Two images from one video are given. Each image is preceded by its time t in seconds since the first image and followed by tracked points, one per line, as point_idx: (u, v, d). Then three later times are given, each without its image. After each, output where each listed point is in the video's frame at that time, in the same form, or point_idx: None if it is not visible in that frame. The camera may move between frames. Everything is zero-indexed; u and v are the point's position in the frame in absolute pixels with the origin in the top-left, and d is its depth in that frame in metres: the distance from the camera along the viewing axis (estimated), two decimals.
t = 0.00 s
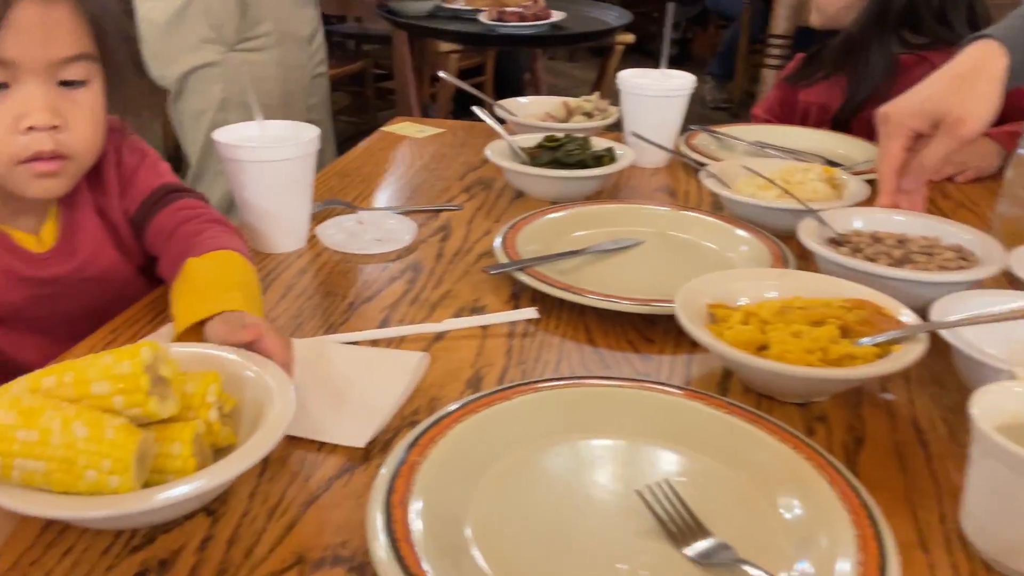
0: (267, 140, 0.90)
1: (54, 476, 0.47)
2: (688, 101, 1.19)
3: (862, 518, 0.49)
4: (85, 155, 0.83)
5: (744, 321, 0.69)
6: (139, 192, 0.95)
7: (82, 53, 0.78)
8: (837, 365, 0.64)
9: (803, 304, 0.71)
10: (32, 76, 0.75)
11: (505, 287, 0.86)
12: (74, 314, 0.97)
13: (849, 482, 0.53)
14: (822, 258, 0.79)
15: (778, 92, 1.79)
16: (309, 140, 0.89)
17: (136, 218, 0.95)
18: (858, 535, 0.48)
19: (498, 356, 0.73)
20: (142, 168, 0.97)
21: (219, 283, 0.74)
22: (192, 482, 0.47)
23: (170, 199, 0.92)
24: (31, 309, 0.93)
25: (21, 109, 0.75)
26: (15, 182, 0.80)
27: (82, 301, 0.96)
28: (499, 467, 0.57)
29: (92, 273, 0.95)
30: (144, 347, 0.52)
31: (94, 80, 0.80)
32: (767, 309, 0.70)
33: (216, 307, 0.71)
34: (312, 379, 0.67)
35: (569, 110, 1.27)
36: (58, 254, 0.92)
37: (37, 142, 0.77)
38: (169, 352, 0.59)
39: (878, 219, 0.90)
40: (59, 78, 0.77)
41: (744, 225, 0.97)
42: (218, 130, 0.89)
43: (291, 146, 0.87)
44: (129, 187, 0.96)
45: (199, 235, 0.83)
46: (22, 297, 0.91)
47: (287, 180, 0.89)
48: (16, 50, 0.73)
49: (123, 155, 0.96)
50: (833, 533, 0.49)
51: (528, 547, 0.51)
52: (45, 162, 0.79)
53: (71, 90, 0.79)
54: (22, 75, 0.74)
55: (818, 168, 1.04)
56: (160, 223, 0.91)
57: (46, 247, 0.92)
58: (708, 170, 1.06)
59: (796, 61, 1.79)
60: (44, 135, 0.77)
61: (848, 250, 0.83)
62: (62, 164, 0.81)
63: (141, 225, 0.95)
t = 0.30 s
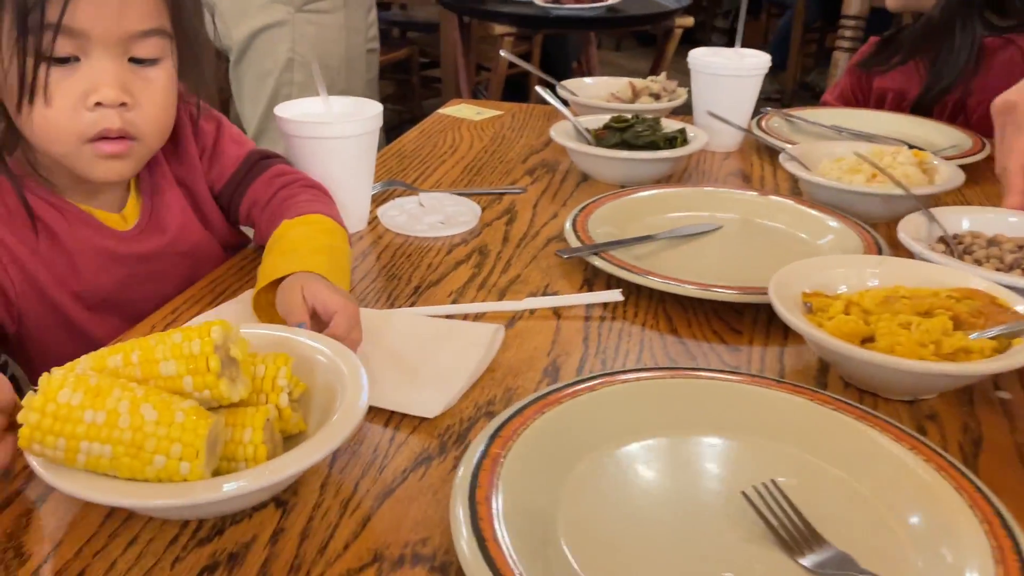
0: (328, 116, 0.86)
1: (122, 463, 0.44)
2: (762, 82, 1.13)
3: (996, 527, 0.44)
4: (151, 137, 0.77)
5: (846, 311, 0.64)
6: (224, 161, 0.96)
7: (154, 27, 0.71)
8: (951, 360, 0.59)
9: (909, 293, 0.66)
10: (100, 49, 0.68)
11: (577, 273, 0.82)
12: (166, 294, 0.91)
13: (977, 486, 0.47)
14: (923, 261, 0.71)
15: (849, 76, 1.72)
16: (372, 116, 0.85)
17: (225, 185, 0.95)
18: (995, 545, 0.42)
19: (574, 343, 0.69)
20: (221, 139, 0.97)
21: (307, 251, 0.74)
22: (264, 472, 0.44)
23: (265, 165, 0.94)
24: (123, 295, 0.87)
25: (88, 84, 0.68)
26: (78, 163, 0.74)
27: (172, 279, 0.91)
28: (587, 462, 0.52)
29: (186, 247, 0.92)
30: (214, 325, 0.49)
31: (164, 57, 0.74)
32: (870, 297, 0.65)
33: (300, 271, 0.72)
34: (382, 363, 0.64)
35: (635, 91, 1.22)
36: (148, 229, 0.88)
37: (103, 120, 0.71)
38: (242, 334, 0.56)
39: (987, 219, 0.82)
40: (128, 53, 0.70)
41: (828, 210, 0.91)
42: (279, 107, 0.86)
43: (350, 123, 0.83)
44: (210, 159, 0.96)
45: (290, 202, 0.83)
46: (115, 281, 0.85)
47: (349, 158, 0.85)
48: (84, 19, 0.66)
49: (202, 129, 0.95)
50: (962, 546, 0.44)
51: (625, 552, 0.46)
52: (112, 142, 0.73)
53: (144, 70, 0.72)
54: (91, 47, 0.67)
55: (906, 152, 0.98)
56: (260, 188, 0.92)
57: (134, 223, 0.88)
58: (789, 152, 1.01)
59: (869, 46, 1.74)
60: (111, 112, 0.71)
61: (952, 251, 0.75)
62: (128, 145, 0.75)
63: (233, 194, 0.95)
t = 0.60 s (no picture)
0: (360, 111, 0.80)
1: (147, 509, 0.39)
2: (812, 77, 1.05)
3: None
4: (150, 185, 0.67)
5: (937, 329, 0.57)
6: (246, 176, 0.87)
7: (157, 65, 0.61)
8: None
9: (1003, 309, 0.58)
10: (93, 91, 0.57)
11: (629, 282, 0.76)
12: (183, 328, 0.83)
13: None
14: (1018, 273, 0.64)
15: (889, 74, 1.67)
16: (408, 111, 0.79)
17: (247, 204, 0.87)
18: None
19: (634, 360, 0.63)
20: (242, 149, 0.87)
21: (330, 268, 0.67)
22: (307, 516, 0.38)
23: (291, 185, 0.85)
24: (129, 338, 0.78)
25: (76, 129, 0.58)
26: (66, 214, 0.65)
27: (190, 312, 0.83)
28: (664, 501, 0.46)
29: (197, 281, 0.83)
30: (249, 348, 0.44)
31: (171, 95, 0.64)
32: (962, 314, 0.58)
33: (323, 292, 0.65)
34: (425, 384, 0.58)
35: (676, 86, 1.16)
36: (157, 263, 0.79)
37: (91, 170, 0.60)
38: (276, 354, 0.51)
39: None
40: (128, 93, 0.60)
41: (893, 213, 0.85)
42: (308, 102, 0.80)
43: (385, 121, 0.77)
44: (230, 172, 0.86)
45: (320, 210, 0.78)
46: (118, 322, 0.76)
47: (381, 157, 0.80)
48: (75, 55, 0.56)
49: (223, 140, 0.85)
50: None
51: None
52: (102, 195, 0.63)
53: (145, 110, 0.62)
54: (82, 89, 0.57)
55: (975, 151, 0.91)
56: (284, 214, 0.84)
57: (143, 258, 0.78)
58: (846, 150, 0.94)
59: (913, 40, 1.69)
60: (102, 161, 0.60)
61: None
62: (120, 197, 0.65)
63: (256, 213, 0.86)
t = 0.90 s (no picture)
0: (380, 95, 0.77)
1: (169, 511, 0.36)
2: (840, 65, 1.02)
3: None
4: (154, 188, 0.61)
5: (995, 324, 0.53)
6: (259, 164, 0.83)
7: (174, 59, 0.55)
8: None
9: None
10: (102, 85, 0.51)
11: (659, 274, 0.73)
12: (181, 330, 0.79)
13: None
14: None
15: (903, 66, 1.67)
16: (431, 96, 0.76)
17: (261, 198, 0.84)
18: None
19: (671, 354, 0.60)
20: (255, 135, 0.83)
21: (352, 257, 0.64)
22: (341, 515, 0.35)
23: (307, 176, 0.82)
24: (124, 342, 0.74)
25: (81, 124, 0.52)
26: (61, 211, 0.58)
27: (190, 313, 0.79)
28: (715, 506, 0.43)
29: (200, 283, 0.79)
30: (277, 339, 0.42)
31: (183, 91, 0.58)
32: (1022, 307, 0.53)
33: (344, 281, 0.62)
34: (456, 379, 0.55)
35: (699, 75, 1.13)
36: (157, 262, 0.75)
37: (93, 171, 0.54)
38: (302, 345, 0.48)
39: None
40: (138, 87, 0.54)
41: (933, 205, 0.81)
42: (326, 85, 0.77)
43: (410, 103, 0.74)
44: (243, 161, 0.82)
45: (336, 196, 0.75)
46: (111, 326, 0.73)
47: (405, 141, 0.77)
48: (88, 44, 0.50)
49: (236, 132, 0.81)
50: None
51: None
52: (103, 193, 0.56)
53: (155, 107, 0.56)
54: (90, 81, 0.51)
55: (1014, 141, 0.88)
56: (302, 203, 0.81)
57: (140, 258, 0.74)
58: (880, 139, 0.91)
59: (929, 30, 1.65)
60: (106, 162, 0.54)
61: None
62: (122, 198, 0.58)
63: (271, 203, 0.83)
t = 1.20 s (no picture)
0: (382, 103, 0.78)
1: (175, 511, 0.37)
2: (835, 74, 1.04)
3: None
4: (179, 205, 0.61)
5: (983, 333, 0.54)
6: (272, 176, 0.83)
7: (206, 80, 0.56)
8: None
9: None
10: (138, 108, 0.52)
11: (655, 281, 0.74)
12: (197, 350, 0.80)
13: None
14: None
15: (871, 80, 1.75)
16: (432, 105, 0.77)
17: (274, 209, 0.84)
18: None
19: (666, 360, 0.62)
20: (267, 150, 0.83)
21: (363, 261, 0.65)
22: (341, 515, 0.36)
23: (319, 185, 0.83)
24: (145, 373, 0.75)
25: (116, 147, 0.52)
26: (87, 238, 0.58)
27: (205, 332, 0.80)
28: (707, 509, 0.44)
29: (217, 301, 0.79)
30: (282, 344, 0.43)
31: (207, 114, 0.58)
32: (1010, 317, 0.54)
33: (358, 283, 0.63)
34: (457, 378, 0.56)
35: (696, 84, 1.15)
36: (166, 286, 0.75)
37: (127, 192, 0.54)
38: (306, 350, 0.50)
39: None
40: (169, 109, 0.54)
41: (925, 215, 0.83)
42: (329, 93, 0.78)
43: (411, 112, 0.75)
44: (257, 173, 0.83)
45: (347, 201, 0.76)
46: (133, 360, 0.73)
47: (405, 148, 0.78)
48: (127, 69, 0.50)
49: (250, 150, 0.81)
50: None
51: None
52: (132, 214, 0.57)
53: (181, 129, 0.56)
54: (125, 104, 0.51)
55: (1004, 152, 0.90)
56: (316, 209, 0.82)
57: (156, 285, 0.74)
58: (873, 149, 0.92)
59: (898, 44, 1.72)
60: (141, 183, 0.54)
61: None
62: (150, 218, 0.58)
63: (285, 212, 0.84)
